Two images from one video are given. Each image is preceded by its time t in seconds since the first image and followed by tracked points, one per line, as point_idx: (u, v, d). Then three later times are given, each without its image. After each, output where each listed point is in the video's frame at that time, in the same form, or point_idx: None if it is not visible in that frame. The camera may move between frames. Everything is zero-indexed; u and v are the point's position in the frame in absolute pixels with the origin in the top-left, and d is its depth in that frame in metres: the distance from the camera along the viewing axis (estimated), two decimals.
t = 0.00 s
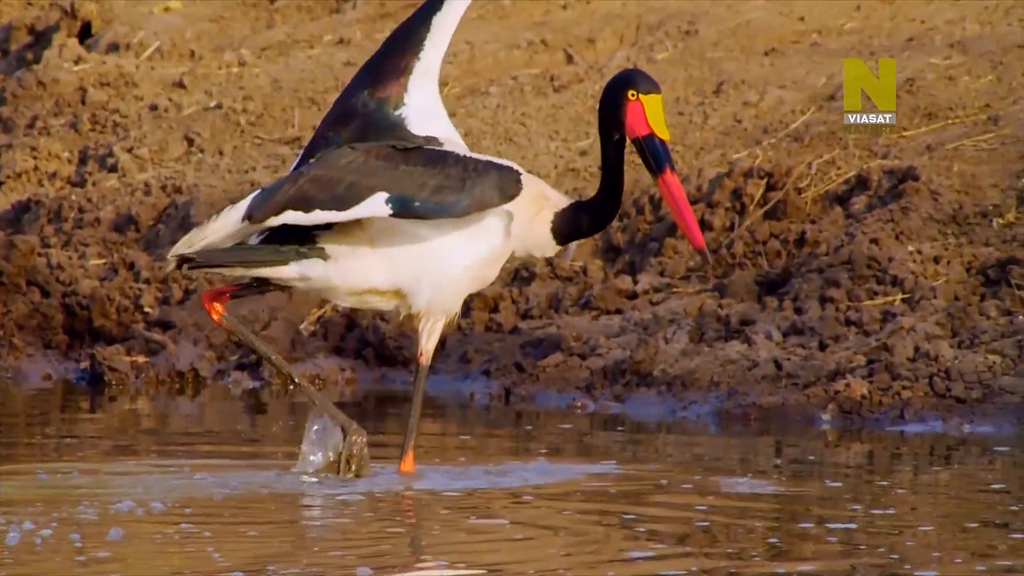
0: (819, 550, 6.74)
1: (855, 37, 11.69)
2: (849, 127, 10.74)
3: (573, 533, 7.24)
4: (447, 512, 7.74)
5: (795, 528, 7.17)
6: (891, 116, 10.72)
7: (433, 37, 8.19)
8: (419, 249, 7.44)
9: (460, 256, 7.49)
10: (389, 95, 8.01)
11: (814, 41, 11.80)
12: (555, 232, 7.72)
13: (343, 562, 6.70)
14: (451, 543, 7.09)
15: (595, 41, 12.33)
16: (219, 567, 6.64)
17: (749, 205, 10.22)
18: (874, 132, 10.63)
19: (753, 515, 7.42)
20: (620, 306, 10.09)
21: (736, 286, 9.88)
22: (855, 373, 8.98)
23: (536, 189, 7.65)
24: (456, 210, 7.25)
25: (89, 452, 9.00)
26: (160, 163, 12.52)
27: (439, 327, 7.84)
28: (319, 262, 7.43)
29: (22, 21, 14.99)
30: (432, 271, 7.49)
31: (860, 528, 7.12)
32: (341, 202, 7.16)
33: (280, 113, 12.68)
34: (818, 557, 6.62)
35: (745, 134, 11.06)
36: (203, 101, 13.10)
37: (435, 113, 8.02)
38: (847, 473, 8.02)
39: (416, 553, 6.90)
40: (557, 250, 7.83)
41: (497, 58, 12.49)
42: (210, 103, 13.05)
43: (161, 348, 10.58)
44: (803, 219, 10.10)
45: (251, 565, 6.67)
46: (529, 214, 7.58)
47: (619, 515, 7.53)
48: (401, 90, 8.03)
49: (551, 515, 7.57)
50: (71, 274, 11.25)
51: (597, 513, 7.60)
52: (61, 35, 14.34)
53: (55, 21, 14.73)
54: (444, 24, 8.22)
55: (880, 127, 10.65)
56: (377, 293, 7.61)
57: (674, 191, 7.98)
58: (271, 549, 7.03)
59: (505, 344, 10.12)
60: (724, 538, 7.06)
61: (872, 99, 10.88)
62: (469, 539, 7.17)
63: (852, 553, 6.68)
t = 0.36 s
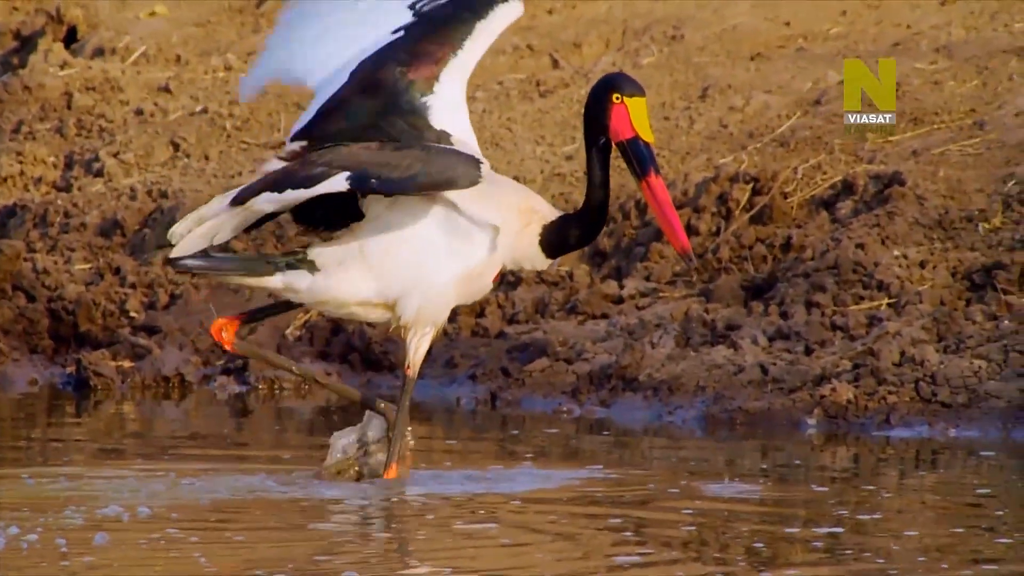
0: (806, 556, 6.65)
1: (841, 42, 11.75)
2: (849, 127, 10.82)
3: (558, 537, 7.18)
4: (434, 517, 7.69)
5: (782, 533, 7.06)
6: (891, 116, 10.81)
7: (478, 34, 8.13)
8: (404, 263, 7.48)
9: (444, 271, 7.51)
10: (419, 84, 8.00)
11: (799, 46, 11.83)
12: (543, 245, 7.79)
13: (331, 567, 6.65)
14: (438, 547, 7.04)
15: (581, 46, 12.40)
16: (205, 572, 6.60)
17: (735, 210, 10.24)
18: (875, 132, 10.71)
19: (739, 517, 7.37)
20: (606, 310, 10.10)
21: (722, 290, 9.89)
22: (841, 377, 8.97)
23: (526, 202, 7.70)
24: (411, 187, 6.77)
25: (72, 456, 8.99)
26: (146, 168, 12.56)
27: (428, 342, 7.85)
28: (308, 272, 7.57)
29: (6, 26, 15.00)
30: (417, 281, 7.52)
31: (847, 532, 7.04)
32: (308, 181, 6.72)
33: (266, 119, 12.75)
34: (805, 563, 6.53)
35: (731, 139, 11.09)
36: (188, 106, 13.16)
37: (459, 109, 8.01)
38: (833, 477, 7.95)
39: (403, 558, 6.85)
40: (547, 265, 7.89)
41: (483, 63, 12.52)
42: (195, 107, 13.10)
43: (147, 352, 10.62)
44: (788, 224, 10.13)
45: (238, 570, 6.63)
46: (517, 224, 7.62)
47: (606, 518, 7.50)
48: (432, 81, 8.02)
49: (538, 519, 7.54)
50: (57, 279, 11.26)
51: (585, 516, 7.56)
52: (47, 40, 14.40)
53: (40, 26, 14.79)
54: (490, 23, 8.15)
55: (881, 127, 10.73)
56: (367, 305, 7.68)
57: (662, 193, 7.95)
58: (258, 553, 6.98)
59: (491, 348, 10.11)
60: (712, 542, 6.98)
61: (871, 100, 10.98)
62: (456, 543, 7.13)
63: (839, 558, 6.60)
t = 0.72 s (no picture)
0: (795, 560, 6.59)
1: (830, 47, 11.78)
2: (849, 127, 10.87)
3: (547, 540, 7.15)
4: (423, 522, 7.68)
5: (772, 538, 7.00)
6: (891, 116, 10.87)
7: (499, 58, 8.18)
8: (399, 271, 7.53)
9: (439, 280, 7.55)
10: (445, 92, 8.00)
11: (788, 51, 11.86)
12: (538, 248, 7.81)
13: (321, 571, 6.60)
14: (428, 550, 7.00)
15: (569, 50, 12.44)
16: None
17: (724, 214, 10.25)
18: (875, 132, 10.77)
19: (728, 520, 7.34)
20: (595, 315, 10.11)
21: (712, 294, 9.89)
22: (830, 382, 8.97)
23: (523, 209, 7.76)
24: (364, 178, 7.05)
25: (60, 459, 8.98)
26: (135, 173, 12.61)
27: (420, 351, 7.86)
28: (305, 281, 7.59)
29: None
30: (413, 290, 7.56)
31: (838, 536, 6.99)
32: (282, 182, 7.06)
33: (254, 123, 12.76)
34: (796, 570, 6.45)
35: (720, 144, 11.11)
36: (177, 111, 13.18)
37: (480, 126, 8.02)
38: (823, 483, 7.91)
39: (393, 561, 6.81)
40: (545, 270, 7.93)
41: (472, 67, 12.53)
42: (184, 112, 13.12)
43: (136, 357, 10.63)
44: (777, 228, 10.14)
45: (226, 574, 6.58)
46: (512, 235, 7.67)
47: (596, 521, 7.46)
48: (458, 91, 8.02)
49: (529, 523, 7.50)
50: (46, 285, 11.20)
51: (575, 519, 7.52)
52: (36, 44, 14.43)
53: (29, 30, 14.83)
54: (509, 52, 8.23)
55: (881, 127, 10.79)
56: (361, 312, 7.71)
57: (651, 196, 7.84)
58: (247, 557, 6.94)
59: (480, 353, 10.11)
60: (701, 546, 6.91)
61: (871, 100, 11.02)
62: (446, 546, 7.08)
63: (830, 563, 6.54)
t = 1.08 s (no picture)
0: (789, 566, 6.57)
1: (823, 53, 11.81)
2: (849, 127, 10.92)
3: (540, 546, 7.14)
4: (417, 527, 7.67)
5: (765, 544, 6.99)
6: (891, 116, 10.90)
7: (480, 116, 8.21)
8: (404, 278, 7.57)
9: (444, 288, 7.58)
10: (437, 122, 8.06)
11: (782, 57, 11.88)
12: (551, 244, 7.73)
13: None
14: (420, 557, 6.97)
15: (564, 57, 12.48)
16: None
17: (718, 220, 10.29)
18: (875, 133, 10.83)
19: (721, 527, 7.32)
20: (589, 321, 10.11)
21: (706, 300, 9.89)
22: (824, 388, 8.95)
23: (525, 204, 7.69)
24: (342, 175, 7.10)
25: (53, 465, 8.98)
26: (128, 178, 12.60)
27: (424, 356, 7.89)
28: (315, 288, 7.68)
29: None
30: (419, 299, 7.61)
31: (831, 542, 6.97)
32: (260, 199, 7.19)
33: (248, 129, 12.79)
34: None
35: (714, 150, 11.12)
36: (170, 116, 13.20)
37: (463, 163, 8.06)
38: (816, 489, 7.90)
39: (387, 568, 6.77)
40: (559, 258, 7.83)
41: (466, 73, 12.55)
42: (177, 118, 13.15)
43: (130, 363, 10.64)
44: (771, 233, 10.15)
45: None
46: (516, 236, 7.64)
47: (589, 527, 7.43)
48: (448, 122, 8.09)
49: (522, 530, 7.48)
50: (39, 289, 11.28)
51: (568, 526, 7.49)
52: (30, 51, 14.46)
53: (24, 36, 14.90)
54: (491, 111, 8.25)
55: (881, 127, 10.84)
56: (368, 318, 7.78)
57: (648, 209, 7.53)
58: (240, 562, 6.91)
59: (474, 359, 10.11)
60: (695, 552, 6.89)
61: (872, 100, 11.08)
62: (439, 552, 7.05)
63: (824, 569, 6.51)
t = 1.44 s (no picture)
0: (789, 570, 6.56)
1: (824, 55, 11.81)
2: (848, 127, 10.91)
3: (540, 548, 7.14)
4: (419, 530, 7.67)
5: (765, 548, 6.98)
6: (891, 116, 10.89)
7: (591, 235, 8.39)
8: (420, 281, 7.60)
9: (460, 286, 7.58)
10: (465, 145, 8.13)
11: (783, 59, 11.88)
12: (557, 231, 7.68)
13: None
14: (420, 560, 6.96)
15: (564, 60, 12.44)
16: None
17: (719, 223, 10.28)
18: (875, 133, 10.82)
19: (720, 530, 7.31)
20: (590, 324, 10.14)
21: (706, 303, 9.90)
22: (825, 391, 8.95)
23: (529, 197, 7.59)
24: (357, 156, 6.86)
25: (53, 468, 8.97)
26: (129, 181, 12.60)
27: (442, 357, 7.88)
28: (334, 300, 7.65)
29: None
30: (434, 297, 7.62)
31: (831, 545, 6.96)
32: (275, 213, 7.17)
33: (250, 132, 12.76)
34: None
35: (715, 152, 11.12)
36: (171, 120, 13.22)
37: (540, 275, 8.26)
38: (816, 492, 7.89)
39: (388, 571, 6.77)
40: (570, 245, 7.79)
41: (466, 75, 12.55)
42: (178, 121, 13.17)
43: (130, 366, 10.64)
44: (772, 236, 10.15)
45: None
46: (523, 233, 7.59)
47: (590, 531, 7.42)
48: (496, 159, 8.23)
49: (523, 532, 7.47)
50: (40, 293, 11.28)
51: (569, 529, 7.48)
52: (30, 55, 14.48)
53: (24, 39, 14.94)
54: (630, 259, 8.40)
55: (880, 128, 10.83)
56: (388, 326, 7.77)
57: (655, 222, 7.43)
58: (240, 565, 6.90)
59: (475, 362, 10.10)
60: (694, 555, 6.88)
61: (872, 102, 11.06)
62: (439, 556, 7.05)
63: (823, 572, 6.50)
